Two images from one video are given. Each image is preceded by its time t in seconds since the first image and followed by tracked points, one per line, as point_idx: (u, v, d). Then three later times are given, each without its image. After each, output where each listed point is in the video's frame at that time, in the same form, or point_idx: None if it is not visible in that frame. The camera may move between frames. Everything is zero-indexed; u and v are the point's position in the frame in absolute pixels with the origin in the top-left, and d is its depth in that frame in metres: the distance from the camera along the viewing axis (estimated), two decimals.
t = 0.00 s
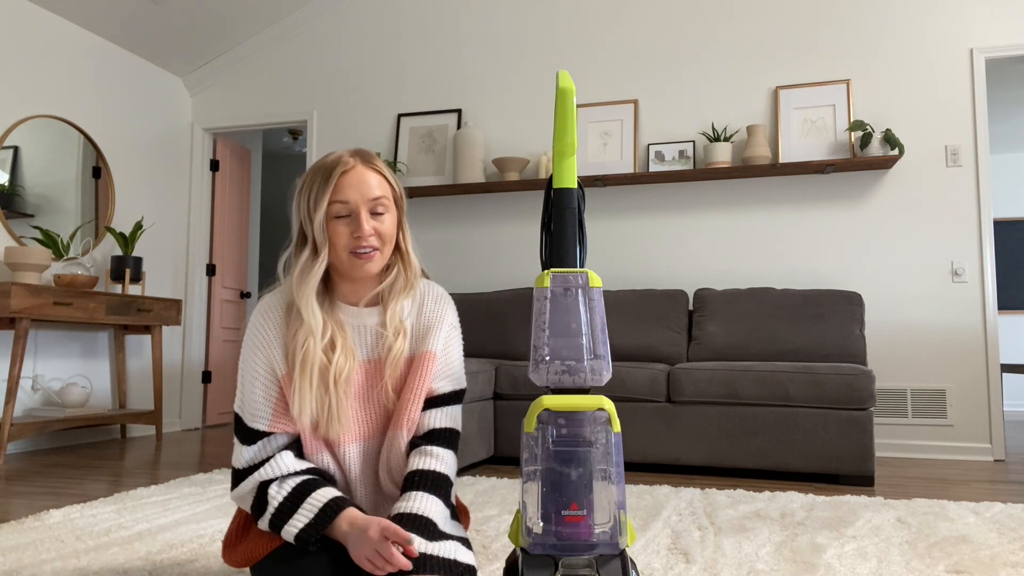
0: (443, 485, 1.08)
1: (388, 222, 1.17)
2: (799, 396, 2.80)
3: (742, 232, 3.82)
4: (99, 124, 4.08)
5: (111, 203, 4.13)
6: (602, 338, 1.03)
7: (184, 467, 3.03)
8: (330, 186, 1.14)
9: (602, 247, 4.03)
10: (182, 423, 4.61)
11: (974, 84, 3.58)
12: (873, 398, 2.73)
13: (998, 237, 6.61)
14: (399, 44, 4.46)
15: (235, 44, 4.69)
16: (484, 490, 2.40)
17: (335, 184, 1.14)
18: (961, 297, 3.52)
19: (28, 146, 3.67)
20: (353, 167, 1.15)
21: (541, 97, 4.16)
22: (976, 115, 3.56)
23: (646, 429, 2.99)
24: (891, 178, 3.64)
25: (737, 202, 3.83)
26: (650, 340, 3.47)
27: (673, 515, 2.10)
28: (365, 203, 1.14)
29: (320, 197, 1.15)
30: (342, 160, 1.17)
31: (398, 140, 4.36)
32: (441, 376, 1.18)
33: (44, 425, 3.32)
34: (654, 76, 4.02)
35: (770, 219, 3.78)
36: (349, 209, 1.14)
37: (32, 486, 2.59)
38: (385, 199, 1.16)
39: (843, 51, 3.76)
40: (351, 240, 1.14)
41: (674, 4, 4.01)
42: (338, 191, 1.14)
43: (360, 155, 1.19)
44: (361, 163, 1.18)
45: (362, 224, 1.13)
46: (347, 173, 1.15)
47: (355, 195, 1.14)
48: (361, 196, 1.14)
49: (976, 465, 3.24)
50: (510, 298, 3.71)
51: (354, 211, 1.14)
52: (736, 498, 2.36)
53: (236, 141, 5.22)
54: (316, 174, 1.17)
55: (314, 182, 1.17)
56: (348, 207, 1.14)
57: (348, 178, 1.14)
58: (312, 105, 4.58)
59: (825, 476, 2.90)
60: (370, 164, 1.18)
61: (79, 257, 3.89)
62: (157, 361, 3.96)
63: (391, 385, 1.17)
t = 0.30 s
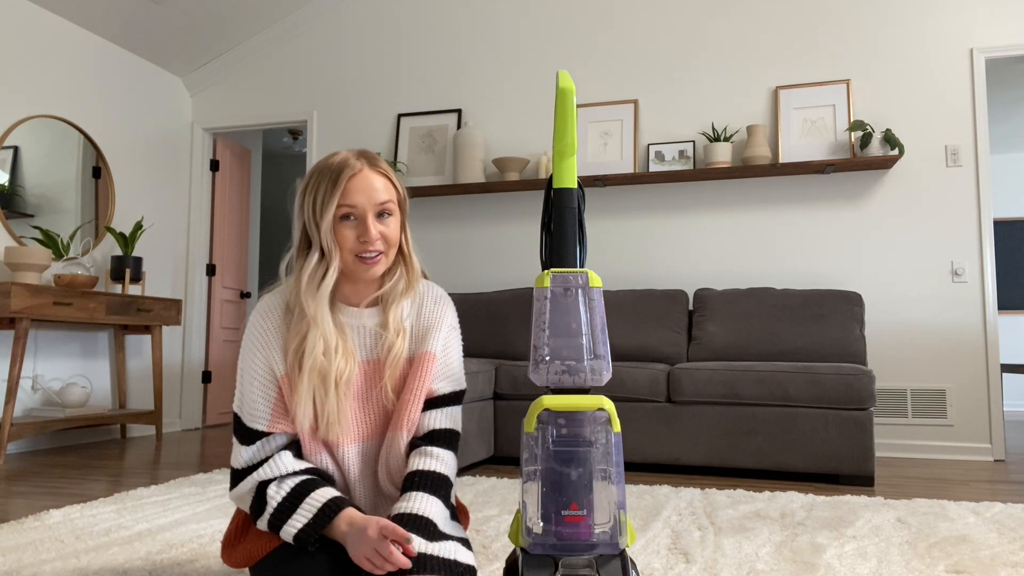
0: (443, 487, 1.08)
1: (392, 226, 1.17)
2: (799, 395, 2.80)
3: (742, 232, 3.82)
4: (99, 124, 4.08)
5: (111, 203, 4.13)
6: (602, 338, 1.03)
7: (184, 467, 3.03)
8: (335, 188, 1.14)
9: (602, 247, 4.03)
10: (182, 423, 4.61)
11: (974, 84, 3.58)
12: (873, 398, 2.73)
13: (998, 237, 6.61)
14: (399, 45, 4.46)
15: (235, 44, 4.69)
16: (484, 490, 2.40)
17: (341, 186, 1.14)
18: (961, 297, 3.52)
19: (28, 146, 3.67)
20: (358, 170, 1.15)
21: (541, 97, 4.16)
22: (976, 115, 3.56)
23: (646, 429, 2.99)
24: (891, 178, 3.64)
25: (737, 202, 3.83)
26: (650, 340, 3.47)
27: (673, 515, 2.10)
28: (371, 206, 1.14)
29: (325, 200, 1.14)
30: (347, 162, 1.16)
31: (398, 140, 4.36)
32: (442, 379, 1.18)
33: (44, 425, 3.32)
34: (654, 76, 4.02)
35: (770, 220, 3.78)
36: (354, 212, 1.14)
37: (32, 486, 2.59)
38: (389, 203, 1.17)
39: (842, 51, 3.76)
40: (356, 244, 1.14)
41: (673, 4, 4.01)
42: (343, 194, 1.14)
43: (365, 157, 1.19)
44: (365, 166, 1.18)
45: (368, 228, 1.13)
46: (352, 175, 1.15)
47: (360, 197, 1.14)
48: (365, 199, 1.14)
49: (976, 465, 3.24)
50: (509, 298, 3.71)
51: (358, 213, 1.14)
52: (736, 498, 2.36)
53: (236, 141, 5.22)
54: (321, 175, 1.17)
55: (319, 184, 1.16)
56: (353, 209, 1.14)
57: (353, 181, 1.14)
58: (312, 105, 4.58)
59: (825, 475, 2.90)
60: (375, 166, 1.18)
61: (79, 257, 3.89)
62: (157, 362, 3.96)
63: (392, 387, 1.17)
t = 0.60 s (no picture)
0: (443, 490, 1.08)
1: (395, 224, 1.17)
2: (799, 395, 2.80)
3: (742, 232, 3.82)
4: (99, 124, 4.08)
5: (111, 203, 4.13)
6: (602, 338, 1.03)
7: (184, 467, 3.03)
8: (338, 184, 1.14)
9: (603, 247, 4.03)
10: (182, 423, 4.61)
11: (974, 85, 3.58)
12: (873, 398, 2.73)
13: (998, 237, 6.61)
14: (399, 45, 4.46)
15: (235, 44, 4.69)
16: (484, 490, 2.40)
17: (344, 183, 1.14)
18: (961, 297, 3.52)
19: (28, 146, 3.67)
20: (363, 168, 1.16)
21: (541, 97, 4.16)
22: (976, 115, 3.57)
23: (646, 429, 2.99)
24: (891, 178, 3.64)
25: (737, 202, 3.83)
26: (650, 340, 3.47)
27: (673, 515, 2.10)
28: (373, 203, 1.14)
29: (328, 196, 1.15)
30: (352, 160, 1.17)
31: (398, 140, 4.36)
32: (446, 383, 1.19)
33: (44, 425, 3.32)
34: (654, 76, 4.02)
35: (769, 220, 3.78)
36: (357, 209, 1.14)
37: (33, 486, 2.59)
38: (393, 200, 1.17)
39: (842, 52, 3.76)
40: (358, 241, 1.14)
41: (673, 4, 4.01)
42: (346, 190, 1.14)
43: (370, 156, 1.20)
44: (370, 164, 1.18)
45: (369, 224, 1.13)
46: (356, 173, 1.15)
47: (363, 195, 1.14)
48: (369, 197, 1.14)
49: (976, 465, 3.24)
50: (509, 298, 3.71)
51: (361, 211, 1.14)
52: (736, 497, 2.36)
53: (236, 141, 5.22)
54: (325, 172, 1.17)
55: (322, 180, 1.17)
56: (357, 207, 1.14)
57: (356, 178, 1.14)
58: (312, 105, 4.58)
59: (825, 475, 2.90)
60: (379, 165, 1.18)
61: (79, 257, 3.89)
62: (157, 361, 3.96)
63: (392, 388, 1.17)
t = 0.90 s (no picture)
0: (453, 495, 1.10)
1: (397, 222, 1.17)
2: (799, 395, 2.80)
3: (742, 232, 3.82)
4: (100, 124, 4.08)
5: (111, 203, 4.13)
6: (602, 338, 1.03)
7: (184, 467, 3.03)
8: (340, 181, 1.15)
9: (603, 247, 4.03)
10: (182, 423, 4.61)
11: (974, 85, 3.58)
12: (873, 398, 2.73)
13: (998, 237, 6.60)
14: (399, 45, 4.46)
15: (235, 44, 4.69)
16: (484, 490, 2.40)
17: (346, 179, 1.15)
18: (961, 297, 3.52)
19: (28, 146, 3.67)
20: (365, 165, 1.16)
21: (540, 97, 4.16)
22: (976, 115, 3.56)
23: (646, 429, 2.99)
24: (891, 178, 3.64)
25: (737, 202, 3.83)
26: (650, 340, 3.47)
27: (673, 515, 2.10)
28: (374, 199, 1.15)
29: (329, 193, 1.15)
30: (355, 158, 1.17)
31: (398, 140, 4.36)
32: (448, 385, 1.19)
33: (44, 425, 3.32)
34: (654, 76, 4.02)
35: (769, 220, 3.78)
36: (358, 206, 1.14)
37: (33, 486, 2.59)
38: (395, 198, 1.17)
39: (842, 51, 3.76)
40: (359, 237, 1.14)
41: (673, 3, 4.01)
42: (347, 187, 1.15)
43: (373, 155, 1.20)
44: (373, 162, 1.18)
45: (370, 220, 1.13)
46: (358, 171, 1.15)
47: (365, 191, 1.14)
48: (371, 195, 1.14)
49: (976, 465, 3.24)
50: (509, 298, 3.71)
51: (363, 208, 1.14)
52: (736, 498, 2.36)
53: (236, 141, 5.22)
54: (328, 171, 1.18)
55: (325, 178, 1.17)
56: (358, 203, 1.14)
57: (358, 176, 1.15)
58: (312, 105, 4.58)
59: (825, 475, 2.90)
60: (381, 163, 1.19)
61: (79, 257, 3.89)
62: (157, 361, 3.96)
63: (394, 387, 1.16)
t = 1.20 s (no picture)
0: (450, 495, 1.10)
1: (401, 224, 1.17)
2: (799, 395, 2.80)
3: (742, 232, 3.82)
4: (100, 124, 4.08)
5: (111, 203, 4.13)
6: (602, 338, 1.02)
7: (184, 467, 3.03)
8: (345, 183, 1.14)
9: (603, 247, 4.03)
10: (182, 423, 4.61)
11: (974, 85, 3.58)
12: (873, 398, 2.73)
13: (998, 237, 6.60)
14: (399, 45, 4.46)
15: (235, 44, 4.69)
16: (484, 490, 2.40)
17: (351, 182, 1.14)
18: (961, 297, 3.52)
19: (28, 146, 3.67)
20: (370, 168, 1.16)
21: (540, 97, 4.16)
22: (976, 115, 3.56)
23: (646, 429, 2.99)
24: (891, 178, 3.64)
25: (737, 202, 3.83)
26: (651, 340, 3.47)
27: (673, 515, 2.10)
28: (379, 202, 1.14)
29: (334, 196, 1.15)
30: (360, 159, 1.17)
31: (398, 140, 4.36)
32: (449, 386, 1.19)
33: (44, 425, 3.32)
34: (654, 77, 4.02)
35: (769, 220, 3.78)
36: (363, 209, 1.14)
37: (33, 486, 2.59)
38: (399, 200, 1.16)
39: (842, 51, 3.76)
40: (364, 240, 1.14)
41: (673, 3, 4.01)
42: (352, 189, 1.14)
43: (377, 155, 1.20)
44: (378, 164, 1.18)
45: (375, 223, 1.13)
46: (363, 173, 1.15)
47: (370, 194, 1.14)
48: (376, 197, 1.14)
49: (976, 465, 3.24)
50: (510, 298, 3.71)
51: (367, 211, 1.14)
52: (736, 497, 2.36)
53: (236, 141, 5.22)
54: (333, 172, 1.17)
55: (330, 179, 1.17)
56: (363, 206, 1.14)
57: (364, 178, 1.14)
58: (312, 105, 4.58)
59: (825, 475, 2.90)
60: (386, 165, 1.18)
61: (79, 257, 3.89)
62: (157, 361, 3.96)
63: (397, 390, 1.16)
